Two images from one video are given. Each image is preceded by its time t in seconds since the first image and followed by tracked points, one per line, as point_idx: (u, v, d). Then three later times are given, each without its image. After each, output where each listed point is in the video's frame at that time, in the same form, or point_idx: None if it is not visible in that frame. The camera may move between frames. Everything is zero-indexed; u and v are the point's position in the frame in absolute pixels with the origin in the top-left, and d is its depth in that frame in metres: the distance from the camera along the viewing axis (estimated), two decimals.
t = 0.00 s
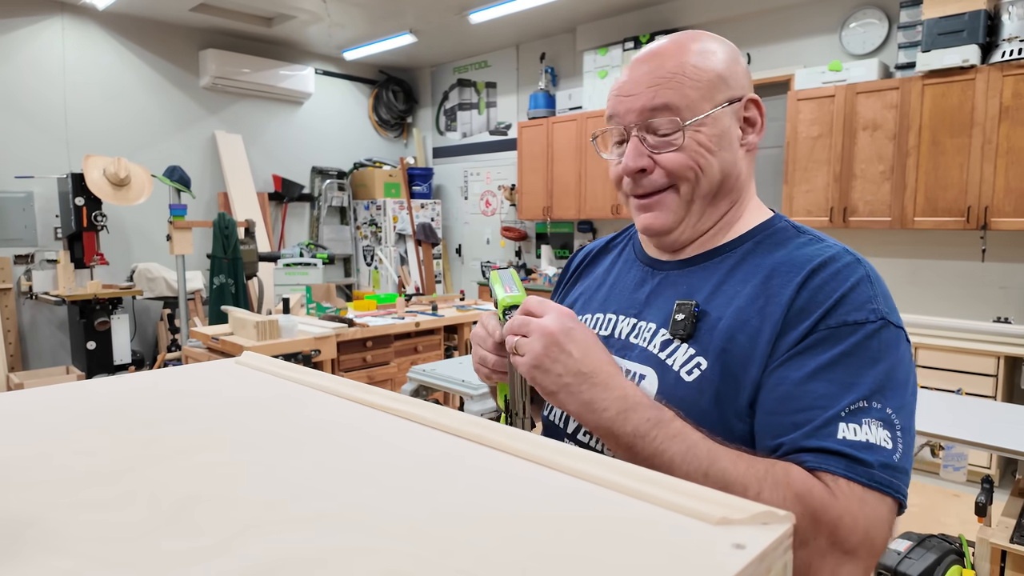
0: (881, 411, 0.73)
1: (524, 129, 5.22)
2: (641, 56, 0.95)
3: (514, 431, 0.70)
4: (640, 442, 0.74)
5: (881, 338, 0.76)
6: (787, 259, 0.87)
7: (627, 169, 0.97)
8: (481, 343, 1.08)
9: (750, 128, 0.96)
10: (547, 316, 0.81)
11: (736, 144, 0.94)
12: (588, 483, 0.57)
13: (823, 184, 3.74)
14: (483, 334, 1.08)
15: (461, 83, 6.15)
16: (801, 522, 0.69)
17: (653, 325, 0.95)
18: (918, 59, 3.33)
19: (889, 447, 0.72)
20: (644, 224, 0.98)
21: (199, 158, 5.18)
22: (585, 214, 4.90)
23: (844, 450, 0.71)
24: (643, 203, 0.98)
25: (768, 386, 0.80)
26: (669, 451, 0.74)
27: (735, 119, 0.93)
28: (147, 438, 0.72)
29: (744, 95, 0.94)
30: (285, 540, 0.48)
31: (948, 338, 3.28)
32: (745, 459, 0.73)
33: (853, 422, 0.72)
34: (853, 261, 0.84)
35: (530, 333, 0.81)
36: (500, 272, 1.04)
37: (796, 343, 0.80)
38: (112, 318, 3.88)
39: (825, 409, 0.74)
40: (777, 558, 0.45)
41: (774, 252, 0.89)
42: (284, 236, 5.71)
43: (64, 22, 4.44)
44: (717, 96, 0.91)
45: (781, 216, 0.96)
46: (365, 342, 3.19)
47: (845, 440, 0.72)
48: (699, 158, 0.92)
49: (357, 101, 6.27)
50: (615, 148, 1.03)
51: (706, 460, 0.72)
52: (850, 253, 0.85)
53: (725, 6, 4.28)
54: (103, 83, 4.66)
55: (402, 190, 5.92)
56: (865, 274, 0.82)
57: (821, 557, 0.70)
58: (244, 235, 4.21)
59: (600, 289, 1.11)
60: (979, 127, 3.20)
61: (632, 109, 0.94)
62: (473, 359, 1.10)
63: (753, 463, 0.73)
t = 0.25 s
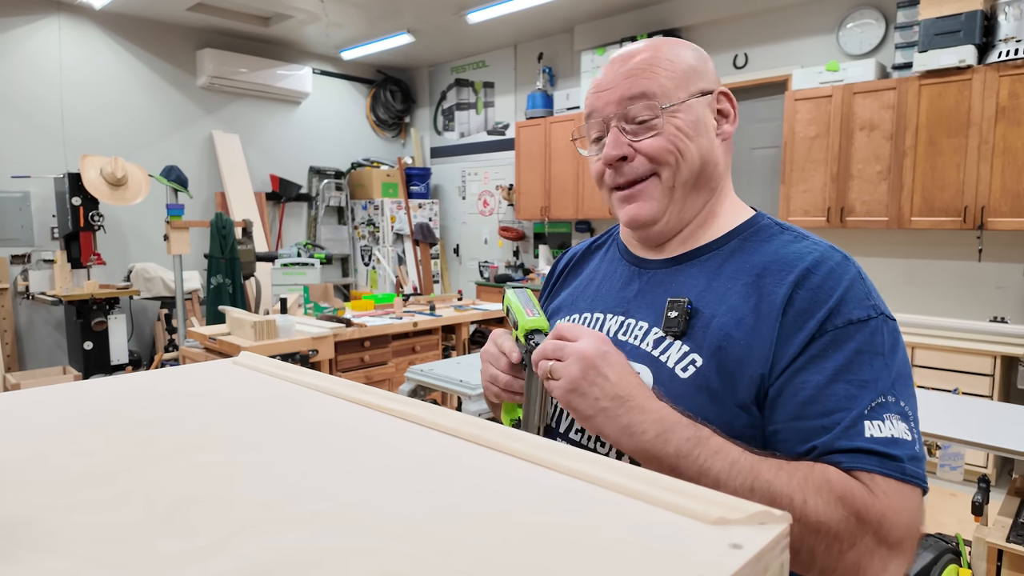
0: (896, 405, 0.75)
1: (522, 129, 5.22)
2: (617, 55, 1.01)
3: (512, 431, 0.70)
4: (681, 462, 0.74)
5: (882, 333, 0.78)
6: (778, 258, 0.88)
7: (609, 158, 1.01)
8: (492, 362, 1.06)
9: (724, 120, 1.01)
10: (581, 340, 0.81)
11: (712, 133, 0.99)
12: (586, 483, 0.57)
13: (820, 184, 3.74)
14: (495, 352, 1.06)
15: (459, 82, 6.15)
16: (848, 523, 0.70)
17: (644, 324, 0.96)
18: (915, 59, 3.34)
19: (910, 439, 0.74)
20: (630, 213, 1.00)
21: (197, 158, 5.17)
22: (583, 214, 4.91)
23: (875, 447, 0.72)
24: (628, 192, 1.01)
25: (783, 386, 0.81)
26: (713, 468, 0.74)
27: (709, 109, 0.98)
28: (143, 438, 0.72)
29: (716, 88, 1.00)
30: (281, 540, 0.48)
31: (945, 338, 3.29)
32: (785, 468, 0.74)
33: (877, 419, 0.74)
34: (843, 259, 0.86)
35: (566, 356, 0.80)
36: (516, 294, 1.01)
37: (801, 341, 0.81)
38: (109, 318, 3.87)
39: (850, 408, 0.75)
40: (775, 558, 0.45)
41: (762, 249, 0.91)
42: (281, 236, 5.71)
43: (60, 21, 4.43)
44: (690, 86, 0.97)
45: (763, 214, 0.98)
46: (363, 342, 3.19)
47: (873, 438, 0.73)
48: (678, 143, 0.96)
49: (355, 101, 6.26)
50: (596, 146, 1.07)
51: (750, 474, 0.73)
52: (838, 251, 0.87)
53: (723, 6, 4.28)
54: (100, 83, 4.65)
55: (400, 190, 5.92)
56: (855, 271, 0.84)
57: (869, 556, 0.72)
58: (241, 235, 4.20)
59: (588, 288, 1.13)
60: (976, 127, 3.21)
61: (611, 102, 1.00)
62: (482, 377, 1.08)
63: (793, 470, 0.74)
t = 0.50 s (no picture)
0: (895, 394, 0.78)
1: (520, 129, 5.22)
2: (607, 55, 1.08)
3: (510, 430, 0.70)
4: (700, 456, 0.74)
5: (876, 324, 0.81)
6: (771, 254, 0.91)
7: (608, 143, 1.03)
8: (496, 362, 1.04)
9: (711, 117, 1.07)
10: (605, 334, 0.79)
11: (703, 125, 1.03)
12: (583, 482, 0.57)
13: (818, 184, 3.75)
14: (499, 352, 1.04)
15: (456, 82, 6.15)
16: (865, 507, 0.72)
17: (641, 321, 0.97)
18: (912, 59, 3.35)
19: (910, 426, 0.78)
20: (629, 196, 1.01)
21: (194, 158, 5.16)
22: (581, 214, 4.91)
23: (881, 433, 0.75)
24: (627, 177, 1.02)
25: (789, 379, 0.82)
26: (732, 461, 0.74)
27: (699, 102, 1.04)
28: (139, 438, 0.72)
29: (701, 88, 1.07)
30: (277, 540, 0.48)
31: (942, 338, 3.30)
32: (800, 457, 0.75)
33: (881, 407, 0.76)
34: (832, 255, 0.89)
35: (590, 349, 0.78)
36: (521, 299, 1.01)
37: (802, 334, 0.83)
38: (106, 318, 3.86)
39: (857, 396, 0.77)
40: (770, 557, 0.45)
41: (754, 246, 0.94)
42: (279, 236, 5.70)
43: (57, 20, 4.42)
44: (681, 80, 1.02)
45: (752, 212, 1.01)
46: (361, 342, 3.19)
47: (878, 425, 0.75)
48: (676, 126, 0.99)
49: (353, 101, 6.26)
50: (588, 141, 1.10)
51: (770, 465, 0.74)
52: (827, 248, 0.91)
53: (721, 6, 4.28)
54: (96, 82, 4.64)
55: (397, 190, 5.91)
56: (845, 267, 0.88)
57: (882, 537, 0.74)
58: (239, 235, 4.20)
59: (579, 286, 1.13)
60: (972, 127, 3.22)
61: (608, 91, 1.04)
62: (484, 381, 1.06)
63: (808, 458, 0.75)
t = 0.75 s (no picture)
0: (890, 381, 0.79)
1: (518, 129, 5.22)
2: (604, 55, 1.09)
3: (508, 430, 0.70)
4: (709, 440, 0.75)
5: (869, 316, 0.82)
6: (764, 249, 0.91)
7: (609, 134, 1.02)
8: (501, 364, 1.02)
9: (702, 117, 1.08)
10: (618, 323, 0.79)
11: (697, 124, 1.05)
12: (583, 482, 0.57)
13: (816, 184, 3.76)
14: (504, 354, 1.02)
15: (455, 82, 6.15)
16: (874, 488, 0.72)
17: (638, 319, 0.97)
18: (910, 59, 3.35)
19: (906, 412, 0.78)
20: (630, 187, 0.99)
21: (192, 158, 5.15)
22: (579, 214, 4.91)
23: (879, 420, 0.75)
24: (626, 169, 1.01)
25: (789, 372, 0.83)
26: (742, 445, 0.75)
27: (693, 102, 1.05)
28: (136, 439, 0.71)
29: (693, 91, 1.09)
30: (276, 539, 0.48)
31: (939, 337, 3.30)
32: (808, 440, 0.76)
33: (878, 394, 0.77)
34: (821, 251, 0.90)
35: (603, 339, 0.79)
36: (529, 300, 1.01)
37: (797, 328, 0.83)
38: (104, 318, 3.85)
39: (856, 384, 0.77)
40: (769, 556, 0.45)
41: (746, 242, 0.94)
42: (277, 236, 5.69)
43: (55, 20, 4.41)
44: (676, 78, 1.04)
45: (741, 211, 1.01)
46: (359, 342, 3.18)
47: (877, 411, 0.75)
48: (675, 120, 0.99)
49: (351, 101, 6.25)
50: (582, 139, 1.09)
51: (779, 448, 0.74)
52: (812, 245, 0.91)
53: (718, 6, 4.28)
54: (94, 82, 4.63)
55: (395, 190, 5.90)
56: (834, 262, 0.88)
57: (892, 520, 0.74)
58: (237, 235, 4.19)
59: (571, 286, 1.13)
60: (970, 127, 3.22)
61: (607, 86, 1.04)
62: (489, 383, 1.03)
63: (815, 441, 0.75)
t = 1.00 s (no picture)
0: (887, 369, 0.80)
1: (517, 128, 5.22)
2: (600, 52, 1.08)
3: (505, 428, 0.70)
4: (718, 438, 0.75)
5: (864, 309, 0.82)
6: (759, 245, 0.91)
7: (605, 132, 1.01)
8: (504, 354, 1.01)
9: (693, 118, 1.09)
10: (623, 332, 0.78)
11: (690, 125, 1.05)
12: (581, 481, 0.57)
13: (814, 184, 3.76)
14: (505, 346, 1.01)
15: (453, 82, 6.14)
16: (883, 476, 0.73)
17: (634, 317, 0.97)
18: (908, 59, 3.35)
19: (904, 399, 0.79)
20: (627, 187, 0.99)
21: (190, 157, 5.14)
22: (578, 214, 4.91)
23: (881, 408, 0.76)
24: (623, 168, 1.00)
25: (788, 366, 0.83)
26: (752, 443, 0.75)
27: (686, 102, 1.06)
28: (133, 438, 0.71)
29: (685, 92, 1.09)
30: (273, 539, 0.48)
31: (937, 337, 3.30)
32: (814, 433, 0.76)
33: (877, 383, 0.78)
34: (812, 247, 0.90)
35: (609, 349, 0.78)
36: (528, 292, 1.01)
37: (794, 323, 0.84)
38: (102, 318, 3.84)
39: (853, 375, 0.78)
40: (767, 555, 0.45)
41: (739, 239, 0.94)
42: (275, 236, 5.68)
43: (52, 19, 4.40)
44: (671, 78, 1.04)
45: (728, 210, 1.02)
46: (357, 342, 3.18)
47: (878, 399, 0.76)
48: (671, 120, 1.00)
49: (350, 100, 6.25)
50: (576, 137, 1.08)
51: (787, 443, 0.74)
52: (801, 240, 0.92)
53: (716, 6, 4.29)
54: (92, 81, 4.62)
55: (394, 190, 5.89)
56: (825, 258, 0.89)
57: (901, 506, 0.74)
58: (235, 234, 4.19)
59: (564, 285, 1.12)
60: (968, 127, 3.23)
61: (604, 83, 1.04)
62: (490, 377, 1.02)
63: (821, 433, 0.76)
